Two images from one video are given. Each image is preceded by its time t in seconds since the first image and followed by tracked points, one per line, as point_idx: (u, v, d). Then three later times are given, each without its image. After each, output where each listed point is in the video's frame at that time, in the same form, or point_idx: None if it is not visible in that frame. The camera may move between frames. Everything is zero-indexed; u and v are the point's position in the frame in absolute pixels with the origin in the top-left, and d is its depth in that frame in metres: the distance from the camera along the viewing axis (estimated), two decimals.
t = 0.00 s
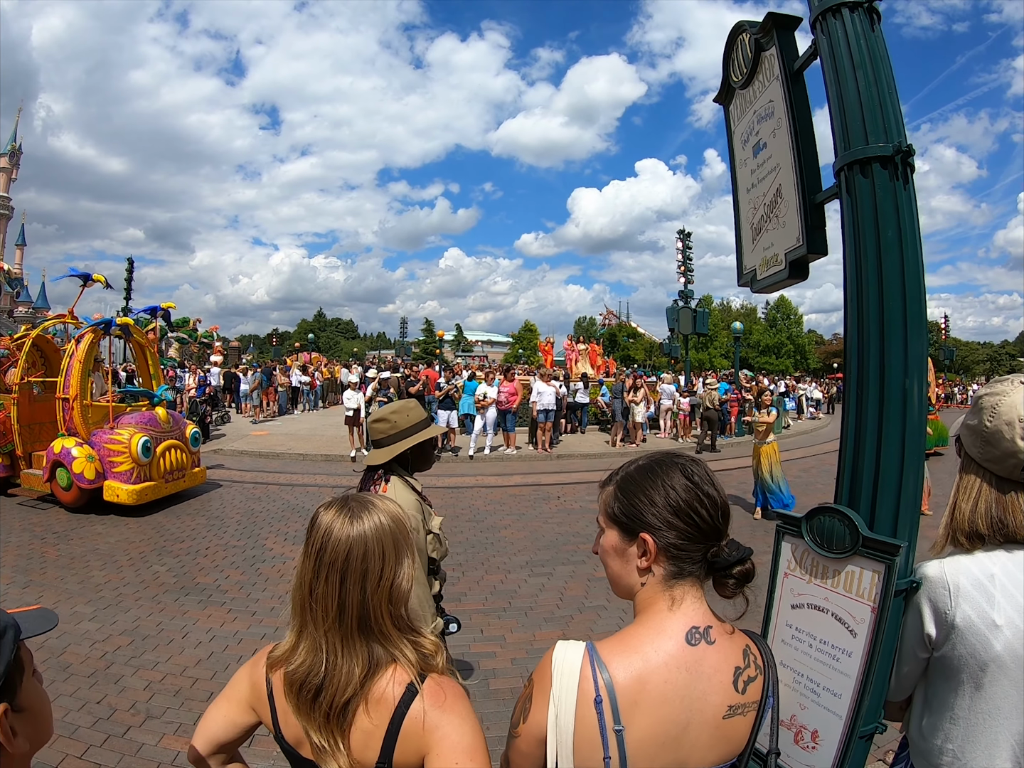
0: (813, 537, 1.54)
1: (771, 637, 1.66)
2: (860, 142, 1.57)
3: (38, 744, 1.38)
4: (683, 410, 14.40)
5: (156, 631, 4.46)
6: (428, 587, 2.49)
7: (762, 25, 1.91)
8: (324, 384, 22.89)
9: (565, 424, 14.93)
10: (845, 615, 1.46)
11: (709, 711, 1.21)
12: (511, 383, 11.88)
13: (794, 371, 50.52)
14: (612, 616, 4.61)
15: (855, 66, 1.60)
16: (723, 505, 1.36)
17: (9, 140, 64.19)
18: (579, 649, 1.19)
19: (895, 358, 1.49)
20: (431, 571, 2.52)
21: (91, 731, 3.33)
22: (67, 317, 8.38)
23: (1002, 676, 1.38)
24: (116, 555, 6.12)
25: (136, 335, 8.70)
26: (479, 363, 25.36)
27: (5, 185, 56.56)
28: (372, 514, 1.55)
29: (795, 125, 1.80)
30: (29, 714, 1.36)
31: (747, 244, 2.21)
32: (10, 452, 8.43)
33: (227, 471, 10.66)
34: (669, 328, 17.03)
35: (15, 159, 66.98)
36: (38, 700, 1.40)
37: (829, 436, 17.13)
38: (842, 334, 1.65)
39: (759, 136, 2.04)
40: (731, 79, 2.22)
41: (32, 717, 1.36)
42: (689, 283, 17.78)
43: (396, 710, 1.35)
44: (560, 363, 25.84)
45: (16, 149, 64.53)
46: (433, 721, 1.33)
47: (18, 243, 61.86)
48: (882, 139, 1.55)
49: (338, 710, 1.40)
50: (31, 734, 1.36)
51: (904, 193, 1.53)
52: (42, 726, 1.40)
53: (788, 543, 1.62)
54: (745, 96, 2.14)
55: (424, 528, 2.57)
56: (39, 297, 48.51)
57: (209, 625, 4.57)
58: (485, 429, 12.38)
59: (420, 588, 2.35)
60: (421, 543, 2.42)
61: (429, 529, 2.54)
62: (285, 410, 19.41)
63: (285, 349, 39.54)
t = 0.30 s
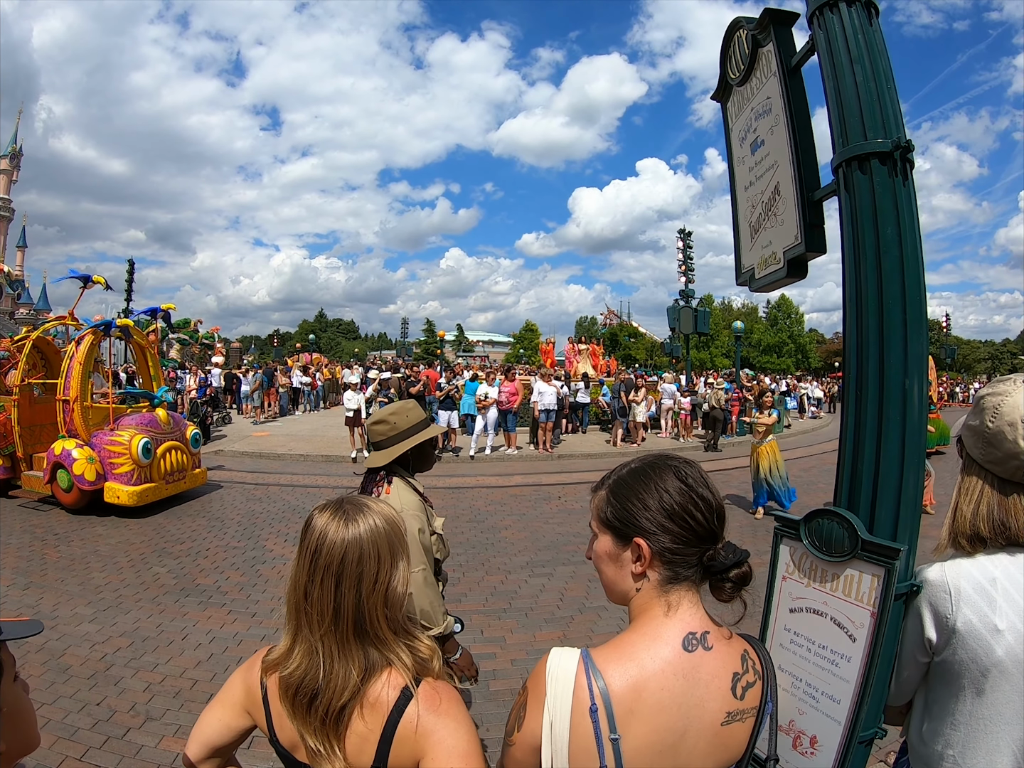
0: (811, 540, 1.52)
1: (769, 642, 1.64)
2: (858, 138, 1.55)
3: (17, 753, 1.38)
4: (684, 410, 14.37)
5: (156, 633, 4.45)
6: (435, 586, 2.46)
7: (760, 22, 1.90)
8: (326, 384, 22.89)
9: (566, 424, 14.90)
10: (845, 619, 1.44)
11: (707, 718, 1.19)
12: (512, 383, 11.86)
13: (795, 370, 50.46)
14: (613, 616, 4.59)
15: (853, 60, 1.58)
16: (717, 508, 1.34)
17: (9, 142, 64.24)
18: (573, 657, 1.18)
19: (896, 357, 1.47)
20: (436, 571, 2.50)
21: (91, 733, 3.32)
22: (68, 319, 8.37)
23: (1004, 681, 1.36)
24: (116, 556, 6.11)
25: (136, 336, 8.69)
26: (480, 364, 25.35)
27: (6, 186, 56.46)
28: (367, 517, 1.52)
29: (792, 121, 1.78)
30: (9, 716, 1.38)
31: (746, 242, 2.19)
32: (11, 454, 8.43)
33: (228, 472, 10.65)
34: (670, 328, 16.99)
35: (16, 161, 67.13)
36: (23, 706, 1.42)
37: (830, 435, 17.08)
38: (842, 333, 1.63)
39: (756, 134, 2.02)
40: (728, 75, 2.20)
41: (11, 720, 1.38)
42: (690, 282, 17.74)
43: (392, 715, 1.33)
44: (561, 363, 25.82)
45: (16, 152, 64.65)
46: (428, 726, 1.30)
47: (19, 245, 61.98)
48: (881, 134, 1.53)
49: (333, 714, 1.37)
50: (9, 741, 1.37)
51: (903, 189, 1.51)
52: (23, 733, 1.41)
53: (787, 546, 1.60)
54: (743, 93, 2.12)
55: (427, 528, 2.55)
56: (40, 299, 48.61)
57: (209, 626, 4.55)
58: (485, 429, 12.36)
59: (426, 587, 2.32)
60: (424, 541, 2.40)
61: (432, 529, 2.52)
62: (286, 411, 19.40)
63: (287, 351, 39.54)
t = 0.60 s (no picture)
0: (814, 543, 1.49)
1: (771, 647, 1.61)
2: (860, 131, 1.52)
3: (13, 761, 1.34)
4: (685, 410, 14.33)
5: (156, 634, 4.42)
6: (444, 585, 2.41)
7: (759, 15, 1.87)
8: (327, 385, 22.88)
9: (567, 424, 14.87)
10: (848, 624, 1.41)
11: (709, 727, 1.16)
12: (513, 383, 11.84)
13: (796, 370, 50.39)
14: (614, 617, 4.55)
15: (854, 52, 1.55)
16: (718, 514, 1.30)
17: (11, 144, 64.33)
18: (570, 666, 1.15)
19: (899, 354, 1.44)
20: (444, 571, 2.45)
21: (89, 735, 3.29)
22: (68, 320, 8.35)
23: (1011, 687, 1.33)
24: (116, 557, 6.08)
25: (136, 337, 8.67)
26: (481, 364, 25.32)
27: (7, 187, 56.54)
28: (362, 519, 1.49)
29: (793, 115, 1.75)
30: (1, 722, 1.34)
31: (746, 240, 2.16)
32: (12, 455, 8.41)
33: (229, 472, 10.62)
34: (671, 328, 16.95)
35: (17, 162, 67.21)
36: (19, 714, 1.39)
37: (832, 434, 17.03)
38: (846, 329, 1.59)
39: (757, 129, 1.99)
40: (728, 71, 2.17)
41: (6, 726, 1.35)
42: (692, 282, 17.69)
43: (386, 721, 1.28)
44: (562, 363, 25.80)
45: (17, 153, 64.79)
46: (421, 733, 1.26)
47: (20, 246, 62.06)
48: (884, 127, 1.50)
49: (327, 719, 1.34)
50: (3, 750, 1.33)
51: (908, 182, 1.47)
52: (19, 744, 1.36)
53: (789, 548, 1.57)
54: (743, 88, 2.09)
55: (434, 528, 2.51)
56: (41, 300, 48.81)
57: (209, 628, 4.53)
58: (486, 429, 12.33)
59: (435, 587, 2.27)
60: (433, 541, 2.34)
61: (439, 529, 2.46)
62: (287, 412, 19.39)
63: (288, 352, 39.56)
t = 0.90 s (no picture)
0: (816, 546, 1.46)
1: (772, 652, 1.59)
2: (862, 126, 1.49)
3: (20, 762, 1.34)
4: (688, 409, 14.28)
5: (156, 635, 4.40)
6: (452, 585, 2.37)
7: (760, 10, 1.84)
8: (328, 385, 22.87)
9: (569, 424, 14.84)
10: (851, 629, 1.38)
11: (708, 738, 1.14)
12: (515, 383, 11.80)
13: (798, 369, 50.25)
14: (617, 618, 4.52)
15: (856, 47, 1.52)
16: (689, 532, 1.20)
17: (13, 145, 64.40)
18: (567, 674, 1.13)
19: (903, 354, 1.41)
20: (451, 570, 2.42)
21: (89, 736, 3.27)
22: (70, 321, 8.34)
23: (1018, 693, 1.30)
24: (118, 558, 6.07)
25: (138, 337, 8.65)
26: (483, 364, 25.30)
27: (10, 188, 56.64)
28: (356, 522, 1.46)
29: (794, 111, 1.72)
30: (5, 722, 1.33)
31: (747, 238, 2.13)
32: (14, 456, 8.40)
33: (230, 473, 10.61)
34: (673, 327, 16.89)
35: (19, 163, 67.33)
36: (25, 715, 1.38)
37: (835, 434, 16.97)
38: (848, 328, 1.57)
39: (758, 126, 1.96)
40: (728, 67, 2.14)
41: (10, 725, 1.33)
42: (694, 281, 17.63)
43: (381, 726, 1.26)
44: (564, 363, 25.75)
45: (19, 155, 64.90)
46: (417, 738, 1.23)
47: (23, 247, 62.17)
48: (886, 123, 1.48)
49: (322, 724, 1.31)
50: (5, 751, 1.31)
51: (910, 179, 1.45)
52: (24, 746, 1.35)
53: (790, 551, 1.54)
54: (743, 85, 2.07)
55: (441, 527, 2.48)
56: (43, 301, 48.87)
57: (210, 629, 4.51)
58: (488, 429, 12.30)
59: (441, 586, 2.25)
60: (440, 539, 2.32)
61: (446, 528, 2.44)
62: (289, 412, 19.38)
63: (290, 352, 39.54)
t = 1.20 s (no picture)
0: (812, 549, 1.44)
1: (768, 656, 1.57)
2: (858, 122, 1.47)
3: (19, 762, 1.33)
4: (689, 410, 14.25)
5: (156, 637, 4.39)
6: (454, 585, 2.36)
7: (755, 7, 1.83)
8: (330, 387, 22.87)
9: (571, 425, 14.81)
10: (847, 633, 1.37)
11: (704, 746, 1.12)
12: (517, 383, 11.77)
13: (800, 369, 50.15)
14: (617, 619, 4.50)
15: (851, 42, 1.50)
16: (677, 535, 1.19)
17: (13, 147, 64.13)
18: (558, 681, 1.12)
19: (898, 353, 1.40)
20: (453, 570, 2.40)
21: (89, 737, 3.26)
22: (71, 323, 8.35)
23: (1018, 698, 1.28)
24: (119, 560, 6.07)
25: (139, 339, 8.65)
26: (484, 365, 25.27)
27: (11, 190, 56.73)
28: (344, 524, 1.45)
29: (790, 108, 1.71)
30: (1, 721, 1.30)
31: (744, 237, 2.12)
32: (15, 458, 8.41)
33: (232, 474, 10.60)
34: (675, 327, 16.86)
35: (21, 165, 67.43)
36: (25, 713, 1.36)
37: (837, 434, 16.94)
38: (845, 327, 1.55)
39: (754, 123, 1.95)
40: (724, 65, 2.13)
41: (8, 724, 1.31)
42: (695, 281, 17.60)
43: (369, 730, 1.24)
44: (566, 363, 25.73)
45: (21, 157, 65.02)
46: (406, 742, 1.21)
47: (25, 250, 62.29)
48: (882, 118, 1.46)
49: (311, 728, 1.30)
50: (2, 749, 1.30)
51: (907, 175, 1.43)
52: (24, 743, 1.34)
53: (787, 555, 1.53)
54: (739, 82, 2.05)
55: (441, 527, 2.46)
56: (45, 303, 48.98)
57: (210, 630, 4.49)
58: (489, 430, 12.28)
59: (445, 585, 2.24)
60: (443, 539, 2.31)
61: (448, 528, 2.42)
62: (290, 413, 19.38)
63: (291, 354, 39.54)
